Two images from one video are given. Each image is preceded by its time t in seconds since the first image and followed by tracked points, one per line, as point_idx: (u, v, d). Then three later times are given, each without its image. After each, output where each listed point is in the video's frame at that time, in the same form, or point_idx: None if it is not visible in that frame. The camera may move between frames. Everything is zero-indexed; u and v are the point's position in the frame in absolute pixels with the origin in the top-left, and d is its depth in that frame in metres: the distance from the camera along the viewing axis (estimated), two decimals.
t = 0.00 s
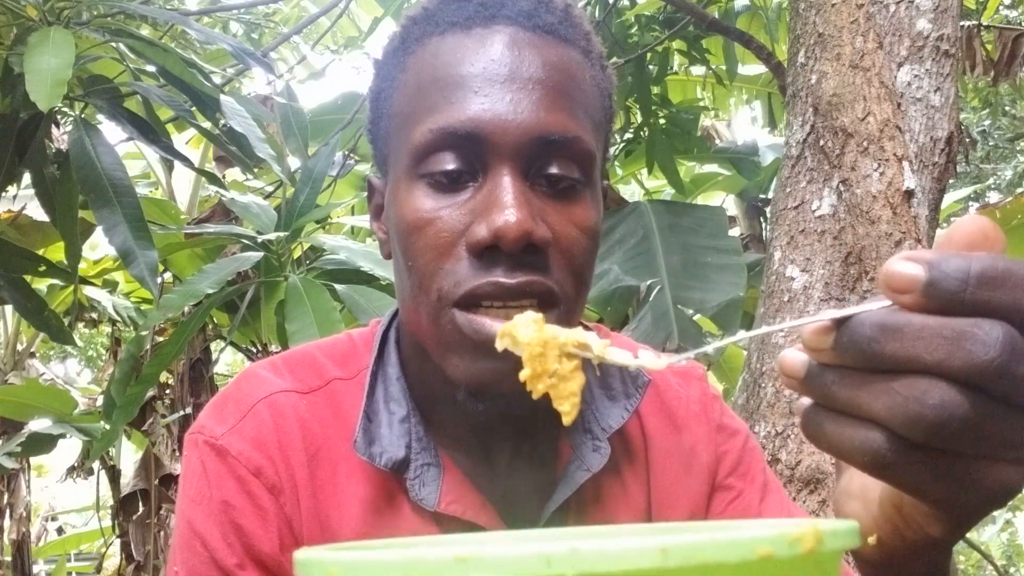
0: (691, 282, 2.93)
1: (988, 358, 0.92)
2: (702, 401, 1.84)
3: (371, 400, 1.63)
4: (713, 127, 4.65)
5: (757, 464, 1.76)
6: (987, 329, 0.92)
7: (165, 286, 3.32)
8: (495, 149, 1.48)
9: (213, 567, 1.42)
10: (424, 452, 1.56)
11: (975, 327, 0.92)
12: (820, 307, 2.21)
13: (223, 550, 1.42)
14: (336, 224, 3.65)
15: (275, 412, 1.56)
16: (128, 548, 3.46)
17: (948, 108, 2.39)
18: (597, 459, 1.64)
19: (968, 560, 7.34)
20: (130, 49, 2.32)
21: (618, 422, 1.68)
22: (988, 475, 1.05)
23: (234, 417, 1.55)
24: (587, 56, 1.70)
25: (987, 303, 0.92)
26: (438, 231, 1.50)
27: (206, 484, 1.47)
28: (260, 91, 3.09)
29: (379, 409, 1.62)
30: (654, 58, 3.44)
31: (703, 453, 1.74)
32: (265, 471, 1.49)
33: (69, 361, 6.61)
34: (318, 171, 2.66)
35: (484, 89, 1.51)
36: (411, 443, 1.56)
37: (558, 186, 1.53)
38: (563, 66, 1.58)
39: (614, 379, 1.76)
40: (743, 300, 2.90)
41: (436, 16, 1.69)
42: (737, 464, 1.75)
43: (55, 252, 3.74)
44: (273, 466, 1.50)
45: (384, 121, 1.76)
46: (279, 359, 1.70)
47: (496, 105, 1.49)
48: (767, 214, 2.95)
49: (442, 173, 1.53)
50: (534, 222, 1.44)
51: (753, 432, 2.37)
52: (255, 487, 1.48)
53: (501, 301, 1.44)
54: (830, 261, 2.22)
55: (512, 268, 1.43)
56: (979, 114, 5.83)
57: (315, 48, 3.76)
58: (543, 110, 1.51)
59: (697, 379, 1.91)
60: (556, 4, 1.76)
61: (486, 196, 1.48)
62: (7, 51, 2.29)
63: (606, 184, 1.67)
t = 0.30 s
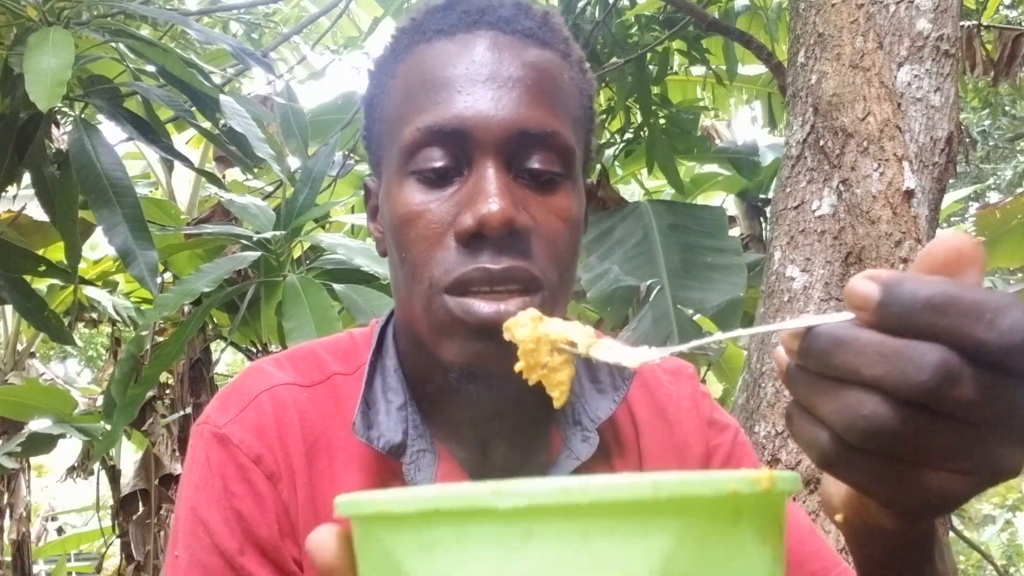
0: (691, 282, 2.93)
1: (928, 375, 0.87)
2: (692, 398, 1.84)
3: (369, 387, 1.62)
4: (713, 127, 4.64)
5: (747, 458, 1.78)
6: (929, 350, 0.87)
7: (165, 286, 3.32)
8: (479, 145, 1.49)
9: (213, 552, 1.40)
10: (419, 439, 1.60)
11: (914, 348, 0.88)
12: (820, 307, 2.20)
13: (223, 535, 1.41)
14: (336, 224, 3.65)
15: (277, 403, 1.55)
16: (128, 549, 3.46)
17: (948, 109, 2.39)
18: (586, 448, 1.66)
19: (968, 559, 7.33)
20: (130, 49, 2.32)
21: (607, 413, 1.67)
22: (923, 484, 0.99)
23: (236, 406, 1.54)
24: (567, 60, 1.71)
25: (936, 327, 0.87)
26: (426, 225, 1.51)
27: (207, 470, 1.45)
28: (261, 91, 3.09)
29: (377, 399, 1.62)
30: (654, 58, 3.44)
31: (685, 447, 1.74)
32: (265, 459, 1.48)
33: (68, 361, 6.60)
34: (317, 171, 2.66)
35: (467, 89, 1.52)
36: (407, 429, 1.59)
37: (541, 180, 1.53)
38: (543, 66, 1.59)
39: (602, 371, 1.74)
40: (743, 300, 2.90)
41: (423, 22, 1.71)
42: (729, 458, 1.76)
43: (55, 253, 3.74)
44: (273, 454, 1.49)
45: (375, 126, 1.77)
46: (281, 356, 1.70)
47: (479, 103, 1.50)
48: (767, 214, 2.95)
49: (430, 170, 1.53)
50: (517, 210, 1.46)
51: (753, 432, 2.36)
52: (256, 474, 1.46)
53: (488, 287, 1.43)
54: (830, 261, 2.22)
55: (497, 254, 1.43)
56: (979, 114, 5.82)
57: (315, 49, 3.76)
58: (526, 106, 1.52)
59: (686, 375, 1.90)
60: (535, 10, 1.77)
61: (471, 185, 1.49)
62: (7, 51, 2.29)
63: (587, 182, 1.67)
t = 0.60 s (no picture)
0: (691, 282, 2.94)
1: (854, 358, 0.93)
2: (675, 399, 1.83)
3: (364, 379, 1.61)
4: (713, 127, 4.64)
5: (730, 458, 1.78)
6: (852, 339, 0.93)
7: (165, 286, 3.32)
8: (475, 156, 1.50)
9: (212, 536, 1.39)
10: (412, 427, 1.58)
11: (840, 337, 0.94)
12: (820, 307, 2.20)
13: (224, 518, 1.40)
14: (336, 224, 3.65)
15: (278, 396, 1.54)
16: (128, 549, 3.46)
17: (948, 108, 2.38)
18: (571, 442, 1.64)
19: (968, 560, 7.33)
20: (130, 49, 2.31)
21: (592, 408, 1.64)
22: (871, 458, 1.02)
23: (237, 398, 1.52)
24: (558, 81, 1.72)
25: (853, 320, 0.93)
26: (422, 231, 1.51)
27: (208, 458, 1.44)
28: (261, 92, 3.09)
29: (373, 390, 1.61)
30: (654, 58, 3.44)
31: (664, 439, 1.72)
32: (265, 448, 1.47)
33: (68, 361, 6.60)
34: (317, 171, 2.65)
35: (464, 104, 1.53)
36: (400, 416, 1.57)
37: (530, 191, 1.53)
38: (534, 85, 1.59)
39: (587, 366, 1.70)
40: (743, 300, 2.91)
41: (420, 39, 1.71)
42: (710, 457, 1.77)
43: (55, 252, 3.74)
44: (273, 443, 1.48)
45: (375, 137, 1.77)
46: (285, 356, 1.69)
47: (475, 118, 1.51)
48: (767, 214, 2.95)
49: (427, 181, 1.53)
50: (507, 217, 1.47)
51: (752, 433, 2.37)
52: (256, 462, 1.45)
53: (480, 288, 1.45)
54: (830, 262, 2.22)
55: (489, 257, 1.45)
56: (978, 114, 5.81)
57: (314, 49, 3.76)
58: (516, 123, 1.53)
59: (671, 378, 1.88)
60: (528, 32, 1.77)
61: (465, 195, 1.50)
62: (7, 51, 2.29)
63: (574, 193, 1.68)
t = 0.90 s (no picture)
0: (690, 282, 2.94)
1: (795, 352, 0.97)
2: (661, 405, 1.83)
3: (361, 378, 1.60)
4: (713, 127, 4.64)
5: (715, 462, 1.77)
6: (791, 334, 0.97)
7: (165, 285, 3.32)
8: (484, 173, 1.50)
9: (215, 527, 1.38)
10: (407, 420, 1.56)
11: (779, 334, 0.97)
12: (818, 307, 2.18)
13: (223, 508, 1.39)
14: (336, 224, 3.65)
15: (279, 394, 1.53)
16: (128, 548, 3.46)
17: (948, 108, 2.38)
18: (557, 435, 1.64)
19: (968, 560, 7.32)
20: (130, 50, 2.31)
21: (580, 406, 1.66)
22: (817, 438, 1.05)
23: (240, 396, 1.52)
24: (555, 101, 1.70)
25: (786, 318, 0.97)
26: (430, 243, 1.51)
27: (210, 451, 1.44)
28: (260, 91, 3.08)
29: (370, 386, 1.60)
30: (654, 58, 3.44)
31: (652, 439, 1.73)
32: (265, 442, 1.46)
33: (69, 361, 6.59)
34: (317, 172, 2.65)
35: (472, 124, 1.52)
36: (395, 410, 1.55)
37: (533, 209, 1.54)
38: (537, 107, 1.59)
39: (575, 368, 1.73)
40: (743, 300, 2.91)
41: (430, 60, 1.71)
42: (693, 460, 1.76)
43: (55, 253, 3.74)
44: (273, 438, 1.47)
45: (383, 152, 1.76)
46: (290, 360, 1.68)
47: (484, 136, 1.51)
48: (767, 214, 2.95)
49: (436, 196, 1.53)
50: (512, 231, 1.47)
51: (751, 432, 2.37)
52: (255, 455, 1.44)
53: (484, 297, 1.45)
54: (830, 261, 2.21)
55: (496, 268, 1.45)
56: (978, 114, 5.82)
57: (314, 49, 3.76)
58: (521, 141, 1.52)
59: (657, 386, 1.90)
60: (529, 53, 1.76)
61: (472, 209, 1.49)
62: (7, 51, 2.29)
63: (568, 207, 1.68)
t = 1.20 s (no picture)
0: (690, 282, 2.94)
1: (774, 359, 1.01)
2: (652, 413, 1.82)
3: (359, 378, 1.60)
4: (713, 127, 4.64)
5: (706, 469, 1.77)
6: (768, 342, 1.02)
7: (165, 285, 3.32)
8: (487, 183, 1.50)
9: (213, 524, 1.38)
10: (406, 417, 1.54)
11: (757, 343, 1.02)
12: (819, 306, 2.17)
13: (221, 504, 1.38)
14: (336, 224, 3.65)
15: (279, 396, 1.53)
16: (128, 548, 3.46)
17: (948, 108, 2.38)
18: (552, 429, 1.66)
19: (968, 560, 7.32)
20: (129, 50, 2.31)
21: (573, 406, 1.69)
22: (799, 443, 1.07)
23: (241, 398, 1.52)
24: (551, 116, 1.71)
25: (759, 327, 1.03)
26: (433, 251, 1.51)
27: (212, 449, 1.44)
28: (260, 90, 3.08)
29: (368, 386, 1.60)
30: (654, 58, 3.44)
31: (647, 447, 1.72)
32: (264, 441, 1.46)
33: (69, 361, 6.59)
34: (317, 172, 2.65)
35: (476, 137, 1.52)
36: (393, 408, 1.54)
37: (533, 218, 1.54)
38: (535, 121, 1.59)
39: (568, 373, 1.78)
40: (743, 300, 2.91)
41: (431, 74, 1.71)
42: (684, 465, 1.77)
43: (55, 253, 3.74)
44: (272, 437, 1.47)
45: (385, 163, 1.76)
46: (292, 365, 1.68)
47: (486, 147, 1.51)
48: (767, 214, 2.95)
49: (440, 205, 1.53)
50: (513, 238, 1.48)
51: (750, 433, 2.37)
52: (255, 453, 1.44)
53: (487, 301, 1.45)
54: (830, 261, 2.20)
55: (497, 274, 1.46)
56: (979, 114, 5.81)
57: (314, 49, 3.75)
58: (521, 153, 1.53)
59: (649, 395, 1.89)
60: (527, 70, 1.77)
61: (476, 217, 1.49)
62: (7, 52, 2.29)
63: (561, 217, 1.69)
